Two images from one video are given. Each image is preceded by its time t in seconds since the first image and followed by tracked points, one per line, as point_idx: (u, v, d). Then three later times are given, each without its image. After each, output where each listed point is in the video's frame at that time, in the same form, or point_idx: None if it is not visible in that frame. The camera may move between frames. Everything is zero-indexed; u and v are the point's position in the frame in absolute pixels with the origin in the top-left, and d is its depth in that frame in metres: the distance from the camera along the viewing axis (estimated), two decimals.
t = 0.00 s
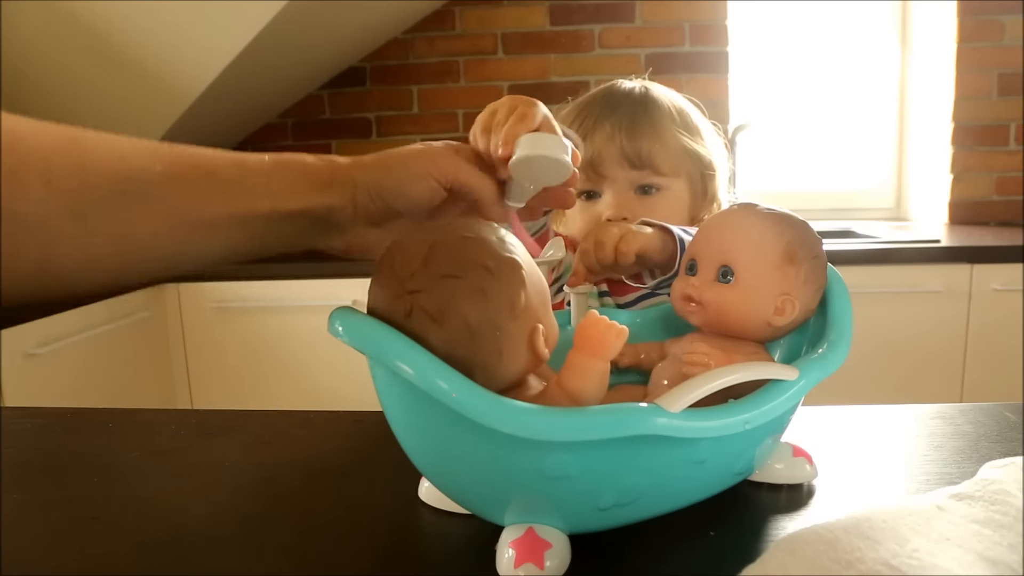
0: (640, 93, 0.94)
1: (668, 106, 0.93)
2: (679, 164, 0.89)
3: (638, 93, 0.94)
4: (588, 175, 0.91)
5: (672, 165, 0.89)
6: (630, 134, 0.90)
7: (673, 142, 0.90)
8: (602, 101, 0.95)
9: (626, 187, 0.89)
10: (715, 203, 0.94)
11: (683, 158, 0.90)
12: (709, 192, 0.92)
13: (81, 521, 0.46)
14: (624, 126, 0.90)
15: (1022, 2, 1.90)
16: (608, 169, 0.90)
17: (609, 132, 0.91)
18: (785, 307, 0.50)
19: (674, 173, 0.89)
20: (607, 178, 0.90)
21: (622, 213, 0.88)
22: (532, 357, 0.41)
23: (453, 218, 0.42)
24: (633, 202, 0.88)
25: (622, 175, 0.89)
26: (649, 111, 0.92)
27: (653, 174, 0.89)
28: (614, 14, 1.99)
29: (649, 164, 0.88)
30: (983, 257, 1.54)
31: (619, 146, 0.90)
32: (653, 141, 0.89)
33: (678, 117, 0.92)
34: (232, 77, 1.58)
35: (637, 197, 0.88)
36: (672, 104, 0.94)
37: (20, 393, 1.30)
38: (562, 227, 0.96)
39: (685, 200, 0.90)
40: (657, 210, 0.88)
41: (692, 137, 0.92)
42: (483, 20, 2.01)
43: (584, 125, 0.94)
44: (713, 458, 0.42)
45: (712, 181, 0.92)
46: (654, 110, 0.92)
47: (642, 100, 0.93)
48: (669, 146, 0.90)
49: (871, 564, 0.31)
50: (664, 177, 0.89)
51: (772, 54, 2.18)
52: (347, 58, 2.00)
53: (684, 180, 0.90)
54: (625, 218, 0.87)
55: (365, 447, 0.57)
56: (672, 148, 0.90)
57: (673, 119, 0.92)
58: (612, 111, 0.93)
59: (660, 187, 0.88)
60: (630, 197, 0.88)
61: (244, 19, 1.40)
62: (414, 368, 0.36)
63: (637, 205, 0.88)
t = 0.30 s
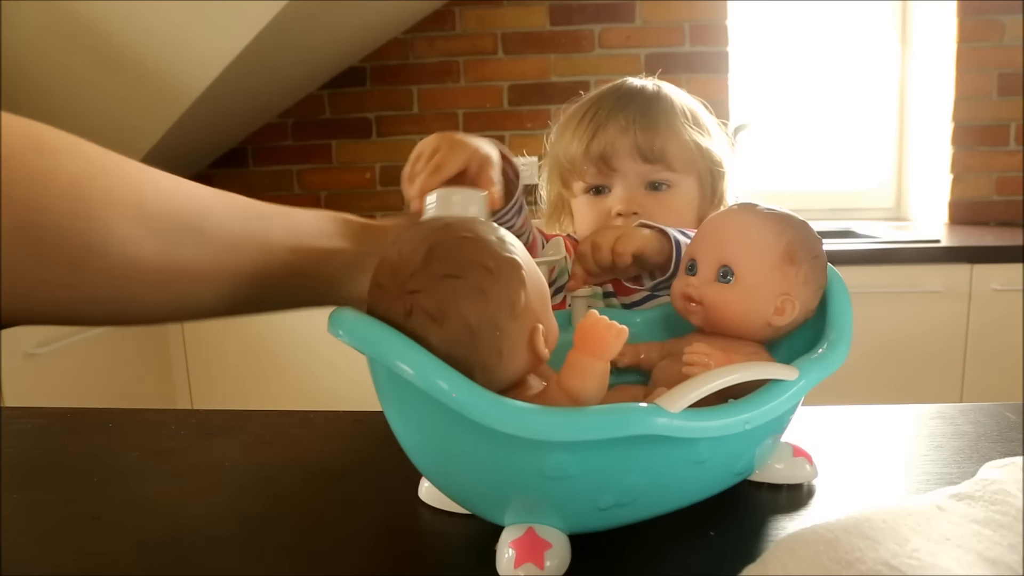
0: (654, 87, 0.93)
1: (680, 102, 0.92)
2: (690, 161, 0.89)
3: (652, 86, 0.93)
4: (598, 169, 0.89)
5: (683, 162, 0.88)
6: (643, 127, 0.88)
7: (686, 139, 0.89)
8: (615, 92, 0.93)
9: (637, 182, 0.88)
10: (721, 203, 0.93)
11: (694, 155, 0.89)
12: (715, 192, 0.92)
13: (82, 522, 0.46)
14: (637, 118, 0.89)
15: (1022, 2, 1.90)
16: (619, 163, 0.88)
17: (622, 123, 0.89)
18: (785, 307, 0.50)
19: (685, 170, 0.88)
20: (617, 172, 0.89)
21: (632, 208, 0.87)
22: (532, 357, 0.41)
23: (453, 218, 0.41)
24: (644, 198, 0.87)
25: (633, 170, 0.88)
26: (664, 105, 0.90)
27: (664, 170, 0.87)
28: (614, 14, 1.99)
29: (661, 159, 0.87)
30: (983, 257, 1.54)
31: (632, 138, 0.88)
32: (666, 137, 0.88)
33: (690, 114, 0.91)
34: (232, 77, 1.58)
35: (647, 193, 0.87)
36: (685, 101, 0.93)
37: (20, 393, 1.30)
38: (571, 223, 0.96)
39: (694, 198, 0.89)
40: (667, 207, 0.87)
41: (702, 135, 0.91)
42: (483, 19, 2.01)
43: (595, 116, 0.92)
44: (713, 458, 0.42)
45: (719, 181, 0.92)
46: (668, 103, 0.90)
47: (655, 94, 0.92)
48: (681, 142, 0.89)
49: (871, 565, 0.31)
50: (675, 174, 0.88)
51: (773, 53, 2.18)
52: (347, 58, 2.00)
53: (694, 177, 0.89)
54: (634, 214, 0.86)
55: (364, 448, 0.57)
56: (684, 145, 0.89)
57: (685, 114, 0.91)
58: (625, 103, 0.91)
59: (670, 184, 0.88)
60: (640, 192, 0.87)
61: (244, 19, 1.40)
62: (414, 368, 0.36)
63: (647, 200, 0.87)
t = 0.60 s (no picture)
0: (651, 87, 0.93)
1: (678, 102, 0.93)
2: (688, 159, 0.88)
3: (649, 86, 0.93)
4: (596, 166, 0.89)
5: (682, 160, 0.88)
6: (641, 124, 0.88)
7: (683, 137, 0.89)
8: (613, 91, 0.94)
9: (635, 179, 0.87)
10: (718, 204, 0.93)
11: (691, 154, 0.89)
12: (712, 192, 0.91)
13: (81, 522, 0.46)
14: (635, 116, 0.89)
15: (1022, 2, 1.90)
16: (617, 160, 0.88)
17: (619, 121, 0.89)
18: (785, 307, 0.50)
19: (682, 168, 0.88)
20: (615, 169, 0.88)
21: (630, 205, 0.86)
22: (531, 356, 0.41)
23: (453, 218, 0.41)
24: (642, 195, 0.86)
25: (631, 167, 0.87)
26: (661, 104, 0.90)
27: (662, 167, 0.87)
28: (614, 14, 1.99)
29: (660, 157, 0.87)
30: (983, 257, 1.54)
31: (630, 136, 0.88)
32: (664, 134, 0.88)
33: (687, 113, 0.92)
34: (232, 77, 1.58)
35: (645, 190, 0.87)
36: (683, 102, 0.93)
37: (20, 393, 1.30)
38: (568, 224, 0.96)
39: (692, 196, 0.88)
40: (666, 204, 0.86)
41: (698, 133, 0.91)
42: (483, 19, 2.02)
43: (592, 114, 0.92)
44: (713, 458, 0.42)
45: (715, 181, 0.92)
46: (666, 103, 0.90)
47: (653, 93, 0.92)
48: (680, 139, 0.88)
49: (871, 564, 0.31)
50: (673, 171, 0.87)
51: (773, 53, 2.18)
52: (347, 58, 2.00)
53: (692, 176, 0.89)
54: (632, 210, 0.86)
55: (364, 447, 0.57)
56: (682, 143, 0.88)
57: (682, 114, 0.91)
58: (622, 102, 0.91)
59: (668, 181, 0.87)
60: (638, 189, 0.87)
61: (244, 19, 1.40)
62: (414, 368, 0.36)
63: (646, 197, 0.86)
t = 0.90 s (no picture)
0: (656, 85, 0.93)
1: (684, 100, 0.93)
2: (693, 157, 0.89)
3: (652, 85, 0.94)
4: (602, 161, 0.89)
5: (687, 157, 0.88)
6: (647, 120, 0.88)
7: (690, 135, 0.89)
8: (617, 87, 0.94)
9: (641, 174, 0.87)
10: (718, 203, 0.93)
11: (696, 151, 0.89)
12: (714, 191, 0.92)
13: (81, 522, 0.46)
14: (642, 112, 0.89)
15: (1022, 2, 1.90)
16: (624, 155, 0.88)
17: (625, 117, 0.89)
18: (785, 307, 0.50)
19: (688, 165, 0.88)
20: (621, 165, 0.88)
21: (636, 200, 0.86)
22: (531, 357, 0.41)
23: (453, 218, 0.41)
24: (648, 190, 0.86)
25: (637, 162, 0.87)
26: (668, 102, 0.90)
27: (668, 164, 0.87)
28: (614, 14, 1.99)
29: (666, 153, 0.87)
30: (983, 257, 1.54)
31: (636, 132, 0.88)
32: (671, 131, 0.88)
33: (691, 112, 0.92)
34: (232, 77, 1.58)
35: (651, 186, 0.87)
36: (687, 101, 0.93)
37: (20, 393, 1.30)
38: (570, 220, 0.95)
39: (696, 194, 0.89)
40: (671, 201, 0.87)
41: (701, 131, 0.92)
42: (483, 19, 2.02)
43: (599, 110, 0.92)
44: (713, 458, 0.42)
45: (716, 181, 0.92)
46: (670, 100, 0.91)
47: (658, 92, 0.92)
48: (685, 137, 0.89)
49: (871, 565, 0.31)
50: (679, 168, 0.88)
51: (773, 53, 2.18)
52: (347, 58, 2.00)
53: (696, 174, 0.89)
54: (638, 205, 0.86)
55: (364, 447, 0.57)
56: (688, 141, 0.89)
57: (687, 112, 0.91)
58: (629, 98, 0.91)
59: (673, 178, 0.87)
60: (644, 185, 0.87)
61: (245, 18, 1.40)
62: (414, 368, 0.36)
63: (652, 193, 0.86)
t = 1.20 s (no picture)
0: (657, 88, 0.93)
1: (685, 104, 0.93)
2: (694, 162, 0.89)
3: (653, 88, 0.93)
4: (601, 166, 0.88)
5: (687, 163, 0.88)
6: (648, 125, 0.88)
7: (691, 139, 0.89)
8: (617, 91, 0.93)
9: (640, 180, 0.87)
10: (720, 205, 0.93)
11: (697, 155, 0.89)
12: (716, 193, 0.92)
13: (81, 522, 0.46)
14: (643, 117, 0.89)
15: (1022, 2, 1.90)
16: (624, 161, 0.87)
17: (626, 122, 0.89)
18: (785, 307, 0.50)
19: (688, 170, 0.88)
20: (621, 170, 0.88)
21: (635, 206, 0.86)
22: (531, 358, 0.41)
23: (452, 218, 0.41)
24: (648, 197, 0.86)
25: (637, 168, 0.87)
26: (669, 106, 0.90)
27: (669, 170, 0.87)
28: (614, 14, 1.99)
29: (666, 159, 0.87)
30: (983, 257, 1.54)
31: (637, 137, 0.88)
32: (672, 136, 0.88)
33: (692, 115, 0.92)
34: (232, 77, 1.58)
35: (651, 192, 0.86)
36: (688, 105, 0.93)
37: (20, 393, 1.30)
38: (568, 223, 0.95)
39: (696, 199, 0.89)
40: (671, 207, 0.86)
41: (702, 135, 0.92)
42: (483, 19, 2.02)
43: (599, 114, 0.91)
44: (713, 458, 0.42)
45: (720, 184, 0.92)
46: (671, 105, 0.91)
47: (660, 93, 0.92)
48: (686, 142, 0.88)
49: (871, 564, 0.31)
50: (679, 174, 0.87)
51: (773, 53, 2.18)
52: (347, 58, 2.00)
53: (696, 180, 0.89)
54: (637, 212, 0.86)
55: (364, 447, 0.57)
56: (689, 146, 0.89)
57: (688, 117, 0.91)
58: (630, 103, 0.91)
59: (673, 183, 0.87)
60: (643, 191, 0.86)
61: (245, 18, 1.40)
62: (413, 367, 0.35)
63: (651, 199, 0.86)
